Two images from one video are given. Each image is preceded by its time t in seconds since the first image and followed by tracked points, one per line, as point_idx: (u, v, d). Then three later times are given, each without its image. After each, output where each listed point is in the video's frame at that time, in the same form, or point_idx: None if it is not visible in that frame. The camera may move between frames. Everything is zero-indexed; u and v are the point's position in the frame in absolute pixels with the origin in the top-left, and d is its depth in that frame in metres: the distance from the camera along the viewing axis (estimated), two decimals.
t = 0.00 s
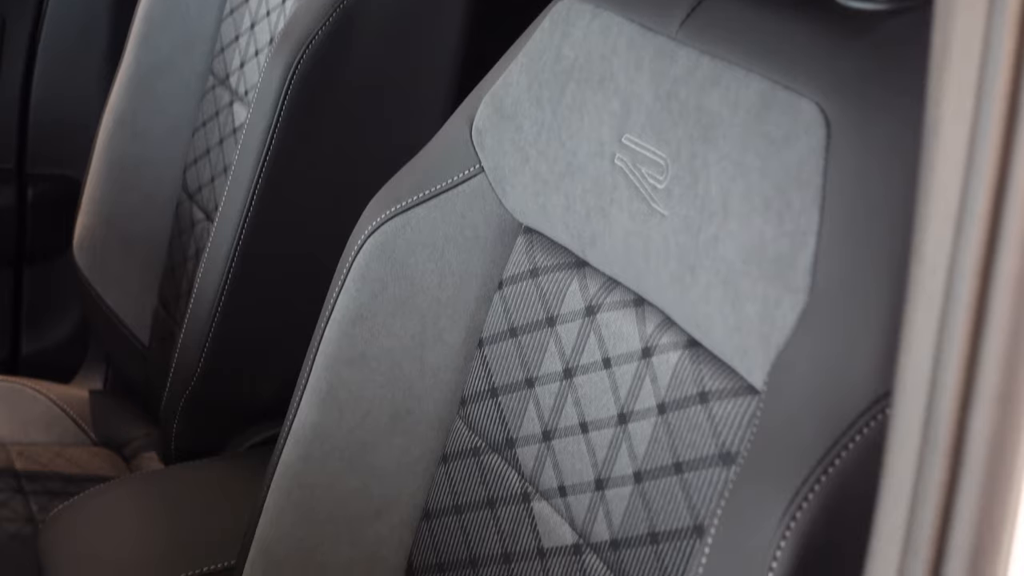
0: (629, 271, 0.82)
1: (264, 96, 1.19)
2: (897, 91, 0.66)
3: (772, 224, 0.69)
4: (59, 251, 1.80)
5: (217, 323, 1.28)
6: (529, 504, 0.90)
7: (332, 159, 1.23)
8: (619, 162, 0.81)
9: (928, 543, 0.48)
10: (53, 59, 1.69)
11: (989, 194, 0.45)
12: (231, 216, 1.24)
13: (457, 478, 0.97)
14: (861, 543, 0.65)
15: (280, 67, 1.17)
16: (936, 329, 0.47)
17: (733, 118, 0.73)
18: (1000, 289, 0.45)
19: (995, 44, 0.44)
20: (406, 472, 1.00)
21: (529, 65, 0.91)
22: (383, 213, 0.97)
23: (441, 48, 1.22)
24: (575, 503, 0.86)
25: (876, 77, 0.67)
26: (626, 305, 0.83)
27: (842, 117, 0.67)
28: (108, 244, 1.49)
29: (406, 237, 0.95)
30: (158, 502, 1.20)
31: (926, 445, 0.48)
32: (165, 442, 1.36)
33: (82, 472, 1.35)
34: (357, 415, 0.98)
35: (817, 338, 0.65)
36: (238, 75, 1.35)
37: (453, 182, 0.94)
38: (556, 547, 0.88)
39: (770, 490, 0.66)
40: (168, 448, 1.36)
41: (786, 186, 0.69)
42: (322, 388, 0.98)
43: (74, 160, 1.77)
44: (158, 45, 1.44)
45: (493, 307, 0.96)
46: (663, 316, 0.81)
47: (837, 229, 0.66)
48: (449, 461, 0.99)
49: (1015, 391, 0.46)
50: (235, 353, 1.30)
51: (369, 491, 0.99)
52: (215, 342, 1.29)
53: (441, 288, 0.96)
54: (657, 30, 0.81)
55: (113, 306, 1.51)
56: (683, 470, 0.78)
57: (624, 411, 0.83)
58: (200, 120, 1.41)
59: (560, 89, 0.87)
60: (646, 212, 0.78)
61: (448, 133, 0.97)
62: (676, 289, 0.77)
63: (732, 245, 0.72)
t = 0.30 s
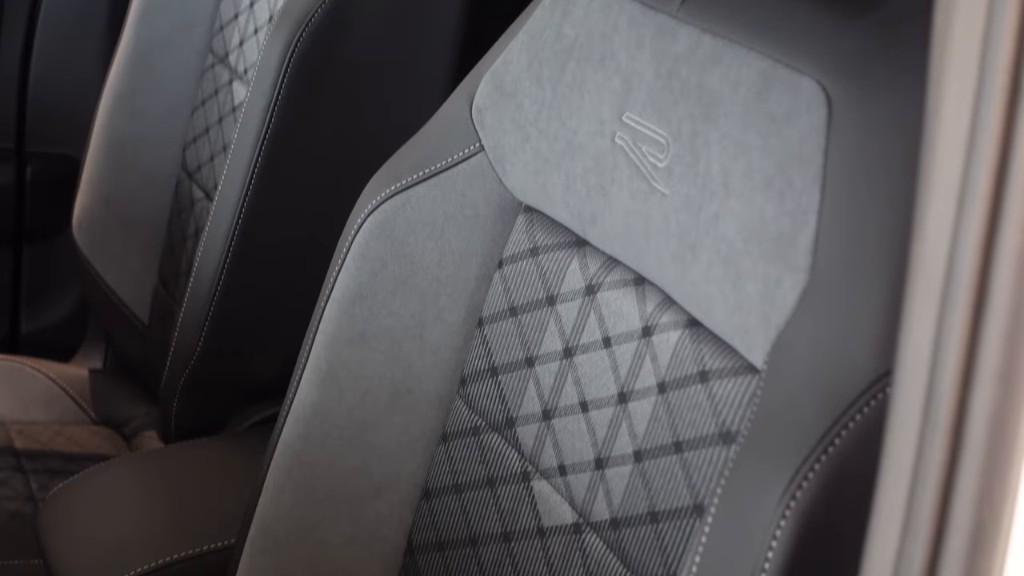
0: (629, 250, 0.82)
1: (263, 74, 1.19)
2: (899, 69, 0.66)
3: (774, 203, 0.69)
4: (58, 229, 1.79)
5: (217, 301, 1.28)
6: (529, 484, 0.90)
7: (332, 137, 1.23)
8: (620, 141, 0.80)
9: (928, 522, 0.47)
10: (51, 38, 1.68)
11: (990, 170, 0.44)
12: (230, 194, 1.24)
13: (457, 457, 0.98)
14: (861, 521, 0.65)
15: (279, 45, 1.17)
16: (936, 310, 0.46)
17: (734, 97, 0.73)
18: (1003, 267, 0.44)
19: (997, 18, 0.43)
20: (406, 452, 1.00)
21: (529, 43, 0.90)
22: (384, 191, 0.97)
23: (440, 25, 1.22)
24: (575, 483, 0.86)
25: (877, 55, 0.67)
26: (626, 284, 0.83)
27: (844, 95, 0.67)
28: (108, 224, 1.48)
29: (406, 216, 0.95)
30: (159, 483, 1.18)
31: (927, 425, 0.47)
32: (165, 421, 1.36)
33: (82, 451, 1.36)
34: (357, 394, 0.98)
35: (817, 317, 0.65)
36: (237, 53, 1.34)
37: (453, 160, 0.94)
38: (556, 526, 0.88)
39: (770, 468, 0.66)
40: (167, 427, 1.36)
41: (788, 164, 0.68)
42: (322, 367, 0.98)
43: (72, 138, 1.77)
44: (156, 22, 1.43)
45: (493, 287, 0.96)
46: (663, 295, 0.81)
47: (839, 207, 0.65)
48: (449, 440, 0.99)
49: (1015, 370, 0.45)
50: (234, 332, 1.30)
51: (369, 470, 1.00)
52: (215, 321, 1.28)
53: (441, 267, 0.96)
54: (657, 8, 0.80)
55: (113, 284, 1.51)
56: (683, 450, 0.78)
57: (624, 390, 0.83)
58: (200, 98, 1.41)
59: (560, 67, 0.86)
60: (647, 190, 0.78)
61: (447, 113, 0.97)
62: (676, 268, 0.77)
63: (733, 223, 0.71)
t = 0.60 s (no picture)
0: (630, 231, 0.81)
1: (264, 53, 1.19)
2: (902, 49, 0.65)
3: (775, 182, 0.68)
4: (57, 209, 1.79)
5: (217, 279, 1.28)
6: (529, 464, 0.90)
7: (333, 118, 1.23)
8: (620, 121, 0.80)
9: (929, 502, 0.47)
10: (49, 18, 1.68)
11: (992, 149, 0.44)
12: (230, 173, 1.24)
13: (457, 437, 0.98)
14: (861, 502, 0.65)
15: (280, 24, 1.17)
16: (936, 290, 0.46)
17: (735, 77, 0.72)
18: (1005, 248, 0.44)
19: None
20: (406, 432, 1.00)
21: (530, 22, 0.90)
22: (383, 171, 0.96)
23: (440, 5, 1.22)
24: (575, 463, 0.86)
25: (881, 34, 0.66)
26: (626, 264, 0.83)
27: (847, 74, 0.66)
28: (107, 205, 1.48)
29: (406, 196, 0.95)
30: (159, 464, 1.18)
31: (927, 404, 0.47)
32: (165, 401, 1.36)
33: (82, 431, 1.36)
34: (357, 374, 0.98)
35: (818, 297, 0.65)
36: (236, 32, 1.34)
37: (452, 140, 0.94)
38: (557, 506, 0.88)
39: (770, 447, 0.66)
40: (168, 407, 1.36)
41: (789, 143, 0.68)
42: (322, 346, 0.98)
43: (71, 118, 1.77)
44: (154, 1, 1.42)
45: (493, 266, 0.96)
46: (663, 275, 0.81)
47: (841, 186, 0.65)
48: (449, 420, 0.99)
49: (1016, 348, 0.45)
50: (235, 312, 1.30)
51: (369, 450, 1.00)
52: (216, 301, 1.29)
53: (442, 247, 0.96)
54: None
55: (112, 264, 1.50)
56: (683, 430, 0.78)
57: (624, 370, 0.83)
58: (199, 78, 1.41)
59: (561, 46, 0.86)
60: (648, 170, 0.78)
61: (447, 92, 0.97)
62: (676, 248, 0.77)
63: (734, 203, 0.71)
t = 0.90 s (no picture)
0: (631, 211, 0.81)
1: (264, 32, 1.18)
2: (904, 28, 0.65)
3: (777, 162, 0.68)
4: (55, 188, 1.79)
5: (217, 260, 1.27)
6: (529, 444, 0.90)
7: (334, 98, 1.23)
8: (620, 101, 0.80)
9: (930, 484, 0.47)
10: None
11: (995, 128, 0.44)
12: (230, 153, 1.23)
13: (457, 417, 0.98)
14: (861, 481, 0.65)
15: (279, 3, 1.16)
16: (939, 273, 0.46)
17: (736, 56, 0.71)
18: (1006, 226, 0.44)
19: None
20: (406, 412, 1.00)
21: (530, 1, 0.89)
22: (383, 150, 0.96)
23: None
24: (575, 443, 0.86)
25: (882, 14, 0.66)
26: (627, 245, 0.83)
27: (849, 53, 0.65)
28: (108, 184, 1.48)
29: (406, 175, 0.95)
30: (160, 446, 1.18)
31: (927, 386, 0.47)
32: (165, 381, 1.36)
33: (82, 411, 1.37)
34: (357, 354, 0.98)
35: (818, 278, 0.65)
36: (235, 11, 1.33)
37: (452, 120, 0.94)
38: (557, 486, 0.88)
39: (771, 429, 0.66)
40: (168, 387, 1.37)
41: (790, 123, 0.67)
42: (321, 326, 0.98)
43: (71, 98, 1.76)
44: None
45: (493, 246, 0.96)
46: (663, 255, 0.81)
47: (842, 164, 0.64)
48: (449, 400, 0.99)
49: (1018, 325, 0.45)
50: (236, 293, 1.30)
51: (369, 431, 1.00)
52: (215, 281, 1.28)
53: (442, 227, 0.96)
54: None
55: (112, 244, 1.51)
56: (684, 410, 0.77)
57: (624, 350, 0.83)
58: (199, 57, 1.40)
59: (561, 26, 0.85)
60: (648, 149, 0.78)
61: (447, 72, 0.96)
62: (677, 228, 0.76)
63: (735, 183, 0.71)
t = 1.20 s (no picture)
0: (632, 191, 0.81)
1: (263, 11, 1.18)
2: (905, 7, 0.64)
3: (778, 141, 0.68)
4: (54, 169, 1.78)
5: (217, 239, 1.27)
6: (529, 424, 0.91)
7: (335, 78, 1.23)
8: (620, 80, 0.80)
9: (930, 463, 0.47)
10: None
11: (995, 107, 0.43)
12: (230, 133, 1.23)
13: (457, 397, 0.98)
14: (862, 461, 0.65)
15: None
16: (939, 253, 0.46)
17: (737, 35, 0.71)
18: (1006, 207, 0.44)
19: None
20: (407, 392, 1.00)
21: None
22: (383, 130, 0.96)
23: None
24: (575, 423, 0.86)
25: None
26: (627, 225, 0.83)
27: (850, 33, 0.65)
28: (107, 165, 1.48)
29: (406, 155, 0.95)
30: (158, 427, 1.19)
31: (928, 365, 0.46)
32: (165, 361, 1.37)
33: (82, 390, 1.37)
34: (357, 334, 0.98)
35: (819, 257, 0.65)
36: None
37: (453, 99, 0.94)
38: (556, 466, 0.88)
39: (771, 409, 0.66)
40: (167, 366, 1.37)
41: (791, 102, 0.67)
42: (322, 306, 0.98)
43: (70, 79, 1.77)
44: None
45: (494, 227, 0.96)
46: (664, 234, 0.80)
47: (842, 142, 0.64)
48: (449, 380, 0.99)
49: (1018, 306, 0.45)
50: (236, 273, 1.31)
51: (369, 411, 1.00)
52: (216, 261, 1.29)
53: (442, 207, 0.96)
54: None
55: (112, 225, 1.51)
56: (684, 390, 0.77)
57: (625, 331, 0.83)
58: (198, 37, 1.40)
59: (561, 5, 0.85)
60: (649, 129, 0.77)
61: (448, 52, 0.96)
62: (677, 208, 0.76)
63: (735, 162, 0.70)
